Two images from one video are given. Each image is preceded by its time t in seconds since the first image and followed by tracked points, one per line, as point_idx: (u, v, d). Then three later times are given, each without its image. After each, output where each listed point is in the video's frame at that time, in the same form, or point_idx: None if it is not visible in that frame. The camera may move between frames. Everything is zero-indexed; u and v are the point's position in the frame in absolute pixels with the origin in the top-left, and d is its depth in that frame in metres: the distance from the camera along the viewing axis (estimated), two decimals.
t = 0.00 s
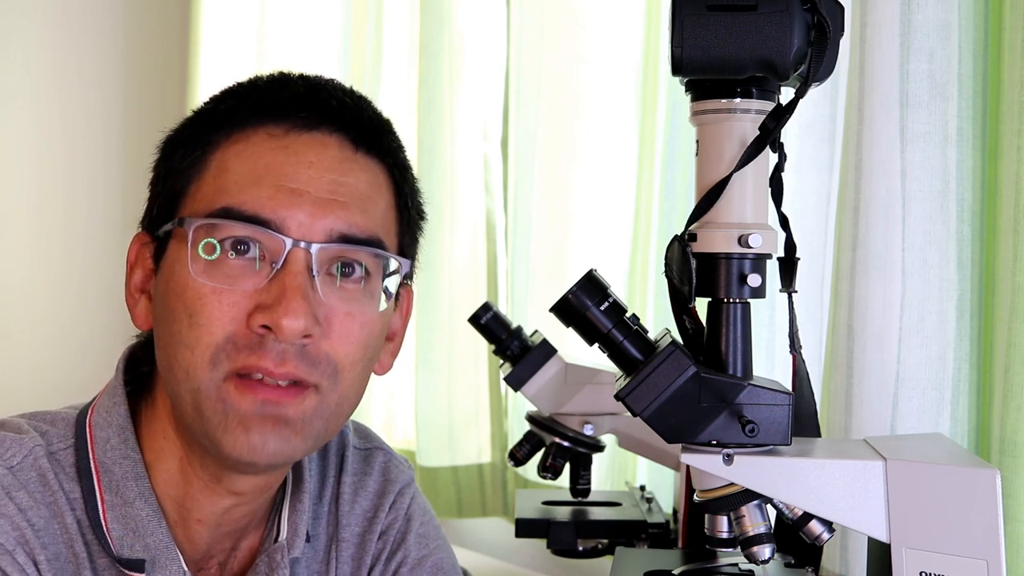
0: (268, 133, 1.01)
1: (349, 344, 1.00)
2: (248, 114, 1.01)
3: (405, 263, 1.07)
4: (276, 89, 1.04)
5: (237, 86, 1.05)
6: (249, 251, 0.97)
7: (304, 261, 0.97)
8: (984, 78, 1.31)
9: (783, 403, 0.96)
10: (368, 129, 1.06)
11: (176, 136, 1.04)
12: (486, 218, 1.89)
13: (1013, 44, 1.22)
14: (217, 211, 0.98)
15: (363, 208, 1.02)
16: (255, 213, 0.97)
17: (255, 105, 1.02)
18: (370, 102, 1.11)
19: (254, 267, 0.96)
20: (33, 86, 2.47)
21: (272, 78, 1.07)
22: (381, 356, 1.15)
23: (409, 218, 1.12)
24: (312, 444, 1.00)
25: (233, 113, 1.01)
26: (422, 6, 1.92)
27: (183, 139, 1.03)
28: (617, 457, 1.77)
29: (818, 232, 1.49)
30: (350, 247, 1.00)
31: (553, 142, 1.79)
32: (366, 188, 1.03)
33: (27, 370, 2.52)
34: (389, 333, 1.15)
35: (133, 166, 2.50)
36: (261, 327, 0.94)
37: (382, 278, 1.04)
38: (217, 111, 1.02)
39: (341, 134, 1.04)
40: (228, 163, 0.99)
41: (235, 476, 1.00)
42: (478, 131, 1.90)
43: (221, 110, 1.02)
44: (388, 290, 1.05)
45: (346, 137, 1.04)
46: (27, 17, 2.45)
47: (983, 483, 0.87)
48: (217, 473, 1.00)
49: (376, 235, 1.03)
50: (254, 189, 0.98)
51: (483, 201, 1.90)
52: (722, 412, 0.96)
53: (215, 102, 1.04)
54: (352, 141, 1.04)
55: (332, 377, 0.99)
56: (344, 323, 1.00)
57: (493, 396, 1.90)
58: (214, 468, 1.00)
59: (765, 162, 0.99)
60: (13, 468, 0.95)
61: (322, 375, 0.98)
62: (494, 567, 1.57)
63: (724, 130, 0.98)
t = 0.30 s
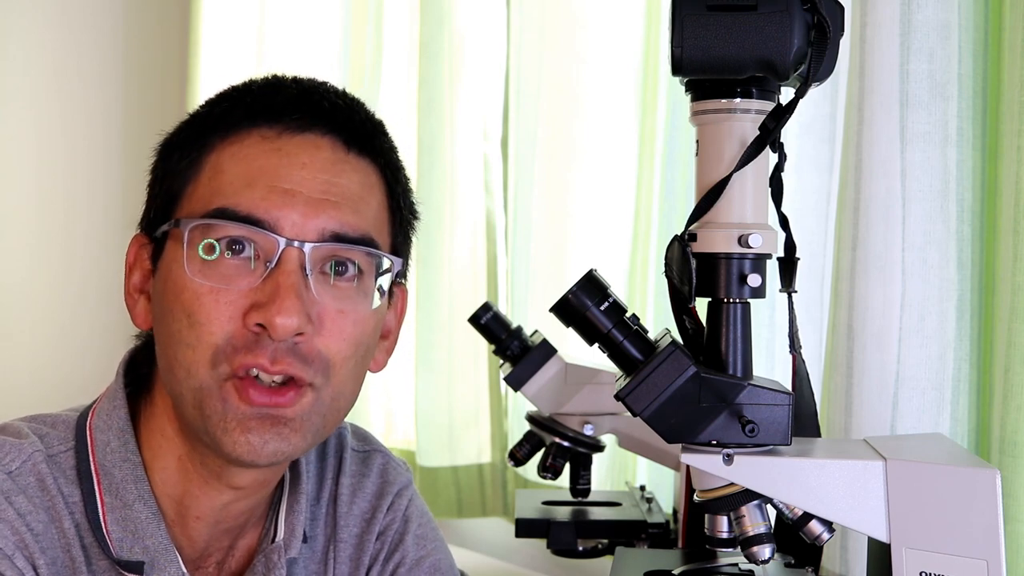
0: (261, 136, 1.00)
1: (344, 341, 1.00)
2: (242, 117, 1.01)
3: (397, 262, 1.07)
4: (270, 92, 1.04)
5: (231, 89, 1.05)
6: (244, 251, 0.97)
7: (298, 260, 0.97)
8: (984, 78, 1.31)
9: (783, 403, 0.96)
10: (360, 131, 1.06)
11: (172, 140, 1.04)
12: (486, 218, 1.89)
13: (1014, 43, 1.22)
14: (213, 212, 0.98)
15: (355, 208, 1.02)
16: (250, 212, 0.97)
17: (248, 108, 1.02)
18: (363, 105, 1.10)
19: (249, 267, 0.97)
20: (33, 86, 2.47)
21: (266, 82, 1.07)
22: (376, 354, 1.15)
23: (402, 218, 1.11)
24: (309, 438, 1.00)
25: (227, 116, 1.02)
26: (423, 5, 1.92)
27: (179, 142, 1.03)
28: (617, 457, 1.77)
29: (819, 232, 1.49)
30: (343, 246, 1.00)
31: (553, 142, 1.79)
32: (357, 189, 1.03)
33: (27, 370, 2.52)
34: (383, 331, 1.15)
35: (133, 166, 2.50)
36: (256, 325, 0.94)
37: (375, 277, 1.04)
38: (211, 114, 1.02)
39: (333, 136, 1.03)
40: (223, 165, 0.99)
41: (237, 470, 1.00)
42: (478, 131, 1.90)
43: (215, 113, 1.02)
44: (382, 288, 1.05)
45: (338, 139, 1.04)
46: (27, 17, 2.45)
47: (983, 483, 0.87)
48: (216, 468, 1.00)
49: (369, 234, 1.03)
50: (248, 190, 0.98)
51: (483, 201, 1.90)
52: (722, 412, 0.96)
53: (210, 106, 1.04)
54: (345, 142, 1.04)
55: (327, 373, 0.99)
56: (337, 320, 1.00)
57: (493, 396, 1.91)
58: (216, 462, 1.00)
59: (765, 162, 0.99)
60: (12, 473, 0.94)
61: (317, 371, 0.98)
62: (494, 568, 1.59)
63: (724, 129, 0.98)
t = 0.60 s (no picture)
0: (288, 136, 1.01)
1: (359, 337, 1.00)
2: (268, 118, 1.02)
3: (412, 264, 1.07)
4: (297, 96, 1.05)
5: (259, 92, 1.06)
6: (265, 245, 0.97)
7: (318, 256, 0.97)
8: (984, 78, 1.31)
9: (783, 403, 0.96)
10: (382, 138, 1.07)
11: (196, 139, 1.05)
12: (486, 218, 1.89)
13: (1014, 44, 1.22)
14: (239, 205, 0.98)
15: (375, 211, 1.02)
16: (275, 208, 0.97)
17: (275, 109, 1.03)
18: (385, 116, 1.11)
19: (270, 260, 0.96)
20: (33, 86, 2.48)
21: (292, 87, 1.08)
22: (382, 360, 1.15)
23: (415, 226, 1.12)
24: (320, 431, 1.00)
25: (254, 116, 1.02)
26: (422, 5, 1.92)
27: (204, 142, 1.04)
28: (617, 457, 1.77)
29: (818, 232, 1.49)
30: (360, 246, 1.00)
31: (553, 142, 1.79)
32: (378, 193, 1.03)
33: (27, 370, 2.52)
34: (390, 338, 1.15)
35: (133, 166, 2.50)
36: (275, 315, 0.94)
37: (388, 279, 1.04)
38: (239, 114, 1.03)
39: (356, 141, 1.04)
40: (249, 164, 0.99)
41: (245, 465, 1.00)
42: (478, 131, 1.90)
43: (243, 113, 1.03)
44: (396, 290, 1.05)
45: (361, 144, 1.04)
46: (27, 17, 2.45)
47: (983, 483, 0.87)
48: (225, 461, 1.00)
49: (387, 237, 1.04)
50: (273, 186, 0.98)
51: (483, 201, 1.90)
52: (722, 413, 0.96)
53: (236, 107, 1.05)
54: (367, 148, 1.05)
55: (341, 367, 0.99)
56: (353, 317, 1.00)
57: (493, 396, 1.91)
58: (225, 456, 1.00)
59: (765, 162, 0.99)
60: (18, 469, 0.94)
61: (331, 365, 0.98)
62: (493, 567, 1.64)
63: (724, 129, 0.98)
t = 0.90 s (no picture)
0: (289, 137, 1.01)
1: (358, 343, 1.00)
2: (270, 118, 1.02)
3: (415, 268, 1.07)
4: (299, 97, 1.05)
5: (261, 92, 1.06)
6: (266, 247, 0.97)
7: (319, 259, 0.97)
8: (984, 78, 1.31)
9: (783, 403, 0.96)
10: (385, 139, 1.07)
11: (198, 138, 1.05)
12: (486, 218, 1.89)
13: (1014, 44, 1.22)
14: (238, 207, 0.98)
15: (377, 214, 1.02)
16: (276, 211, 0.97)
17: (277, 110, 1.03)
18: (387, 116, 1.11)
19: (271, 263, 0.96)
20: (33, 86, 2.48)
21: (295, 87, 1.07)
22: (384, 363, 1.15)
23: (418, 228, 1.12)
24: (316, 437, 0.99)
25: (256, 117, 1.02)
26: (422, 5, 1.92)
27: (205, 142, 1.03)
28: (617, 457, 1.77)
29: (819, 232, 1.49)
30: (362, 249, 1.00)
31: (553, 142, 1.79)
32: (380, 196, 1.03)
33: (27, 370, 2.52)
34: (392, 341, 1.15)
35: (133, 167, 2.50)
36: (276, 320, 0.94)
37: (391, 281, 1.04)
38: (241, 114, 1.03)
39: (358, 142, 1.04)
40: (249, 164, 0.99)
41: (240, 473, 1.00)
42: (478, 131, 1.90)
43: (244, 113, 1.02)
44: (398, 293, 1.05)
45: (363, 146, 1.04)
46: (27, 17, 2.45)
47: (983, 483, 0.87)
48: (222, 466, 1.00)
49: (389, 240, 1.04)
50: (274, 189, 0.98)
51: (483, 201, 1.90)
52: (722, 412, 0.96)
53: (238, 106, 1.05)
54: (369, 149, 1.04)
55: (339, 373, 0.99)
56: (353, 321, 0.99)
57: (493, 396, 1.91)
58: (220, 465, 1.00)
59: (765, 162, 0.99)
60: (17, 470, 0.94)
61: (329, 371, 0.98)
62: (493, 567, 1.64)
63: (724, 129, 0.98)
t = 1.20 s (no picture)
0: (296, 138, 1.01)
1: (363, 348, 1.00)
2: (277, 119, 1.02)
3: (423, 271, 1.07)
4: (307, 96, 1.05)
5: (269, 91, 1.06)
6: (272, 251, 0.97)
7: (325, 263, 0.97)
8: (984, 78, 1.31)
9: (783, 403, 0.96)
10: (393, 140, 1.06)
11: (205, 138, 1.05)
12: (486, 218, 1.89)
13: (1014, 43, 1.22)
14: (245, 210, 0.98)
15: (385, 215, 1.02)
16: (281, 213, 0.97)
17: (284, 110, 1.03)
18: (395, 116, 1.11)
19: (277, 267, 0.96)
20: (33, 86, 2.48)
21: (303, 86, 1.07)
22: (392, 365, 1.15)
23: (427, 229, 1.12)
24: (321, 442, 0.99)
25: (263, 117, 1.02)
26: (422, 6, 1.92)
27: (211, 141, 1.04)
28: (617, 457, 1.77)
29: (818, 232, 1.49)
30: (370, 253, 1.00)
31: (553, 142, 1.79)
32: (388, 197, 1.03)
33: (27, 370, 2.52)
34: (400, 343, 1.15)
35: (134, 167, 2.50)
36: (282, 326, 0.94)
37: (399, 285, 1.04)
38: (248, 114, 1.03)
39: (365, 142, 1.04)
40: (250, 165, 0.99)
41: (249, 472, 1.00)
42: (478, 131, 1.90)
43: (252, 113, 1.03)
44: (406, 297, 1.05)
45: (371, 146, 1.04)
46: (27, 17, 2.45)
47: (983, 483, 0.87)
48: (228, 469, 1.00)
49: (397, 243, 1.04)
50: (280, 190, 0.98)
51: (483, 201, 1.90)
52: (722, 413, 0.96)
53: (245, 106, 1.05)
54: (377, 150, 1.04)
55: (344, 379, 0.99)
56: (358, 326, 0.99)
57: (492, 396, 1.90)
58: (227, 465, 1.00)
59: (765, 162, 0.99)
60: (21, 468, 0.94)
61: (335, 378, 0.98)
62: (493, 567, 1.64)
63: (724, 129, 0.98)
